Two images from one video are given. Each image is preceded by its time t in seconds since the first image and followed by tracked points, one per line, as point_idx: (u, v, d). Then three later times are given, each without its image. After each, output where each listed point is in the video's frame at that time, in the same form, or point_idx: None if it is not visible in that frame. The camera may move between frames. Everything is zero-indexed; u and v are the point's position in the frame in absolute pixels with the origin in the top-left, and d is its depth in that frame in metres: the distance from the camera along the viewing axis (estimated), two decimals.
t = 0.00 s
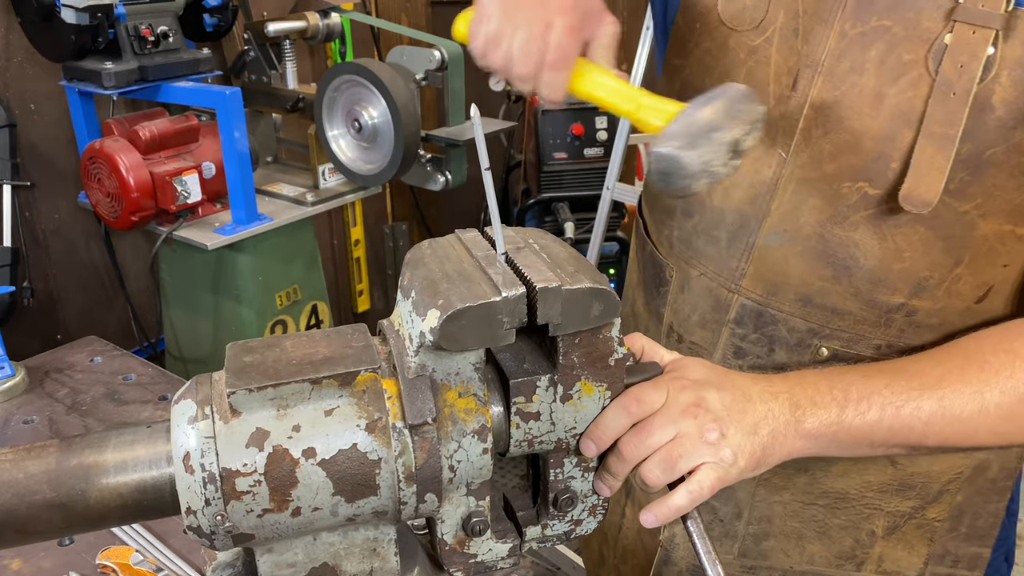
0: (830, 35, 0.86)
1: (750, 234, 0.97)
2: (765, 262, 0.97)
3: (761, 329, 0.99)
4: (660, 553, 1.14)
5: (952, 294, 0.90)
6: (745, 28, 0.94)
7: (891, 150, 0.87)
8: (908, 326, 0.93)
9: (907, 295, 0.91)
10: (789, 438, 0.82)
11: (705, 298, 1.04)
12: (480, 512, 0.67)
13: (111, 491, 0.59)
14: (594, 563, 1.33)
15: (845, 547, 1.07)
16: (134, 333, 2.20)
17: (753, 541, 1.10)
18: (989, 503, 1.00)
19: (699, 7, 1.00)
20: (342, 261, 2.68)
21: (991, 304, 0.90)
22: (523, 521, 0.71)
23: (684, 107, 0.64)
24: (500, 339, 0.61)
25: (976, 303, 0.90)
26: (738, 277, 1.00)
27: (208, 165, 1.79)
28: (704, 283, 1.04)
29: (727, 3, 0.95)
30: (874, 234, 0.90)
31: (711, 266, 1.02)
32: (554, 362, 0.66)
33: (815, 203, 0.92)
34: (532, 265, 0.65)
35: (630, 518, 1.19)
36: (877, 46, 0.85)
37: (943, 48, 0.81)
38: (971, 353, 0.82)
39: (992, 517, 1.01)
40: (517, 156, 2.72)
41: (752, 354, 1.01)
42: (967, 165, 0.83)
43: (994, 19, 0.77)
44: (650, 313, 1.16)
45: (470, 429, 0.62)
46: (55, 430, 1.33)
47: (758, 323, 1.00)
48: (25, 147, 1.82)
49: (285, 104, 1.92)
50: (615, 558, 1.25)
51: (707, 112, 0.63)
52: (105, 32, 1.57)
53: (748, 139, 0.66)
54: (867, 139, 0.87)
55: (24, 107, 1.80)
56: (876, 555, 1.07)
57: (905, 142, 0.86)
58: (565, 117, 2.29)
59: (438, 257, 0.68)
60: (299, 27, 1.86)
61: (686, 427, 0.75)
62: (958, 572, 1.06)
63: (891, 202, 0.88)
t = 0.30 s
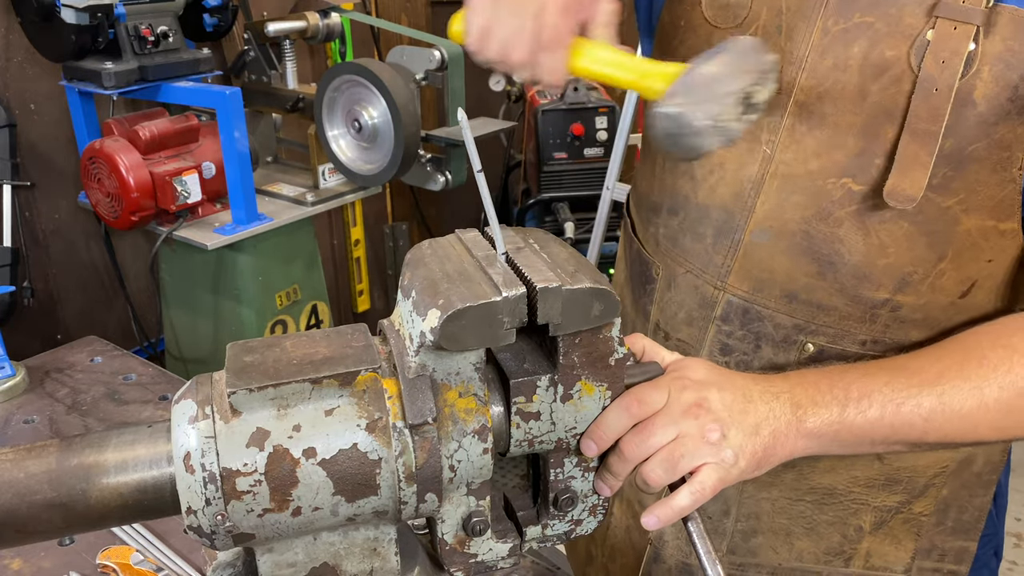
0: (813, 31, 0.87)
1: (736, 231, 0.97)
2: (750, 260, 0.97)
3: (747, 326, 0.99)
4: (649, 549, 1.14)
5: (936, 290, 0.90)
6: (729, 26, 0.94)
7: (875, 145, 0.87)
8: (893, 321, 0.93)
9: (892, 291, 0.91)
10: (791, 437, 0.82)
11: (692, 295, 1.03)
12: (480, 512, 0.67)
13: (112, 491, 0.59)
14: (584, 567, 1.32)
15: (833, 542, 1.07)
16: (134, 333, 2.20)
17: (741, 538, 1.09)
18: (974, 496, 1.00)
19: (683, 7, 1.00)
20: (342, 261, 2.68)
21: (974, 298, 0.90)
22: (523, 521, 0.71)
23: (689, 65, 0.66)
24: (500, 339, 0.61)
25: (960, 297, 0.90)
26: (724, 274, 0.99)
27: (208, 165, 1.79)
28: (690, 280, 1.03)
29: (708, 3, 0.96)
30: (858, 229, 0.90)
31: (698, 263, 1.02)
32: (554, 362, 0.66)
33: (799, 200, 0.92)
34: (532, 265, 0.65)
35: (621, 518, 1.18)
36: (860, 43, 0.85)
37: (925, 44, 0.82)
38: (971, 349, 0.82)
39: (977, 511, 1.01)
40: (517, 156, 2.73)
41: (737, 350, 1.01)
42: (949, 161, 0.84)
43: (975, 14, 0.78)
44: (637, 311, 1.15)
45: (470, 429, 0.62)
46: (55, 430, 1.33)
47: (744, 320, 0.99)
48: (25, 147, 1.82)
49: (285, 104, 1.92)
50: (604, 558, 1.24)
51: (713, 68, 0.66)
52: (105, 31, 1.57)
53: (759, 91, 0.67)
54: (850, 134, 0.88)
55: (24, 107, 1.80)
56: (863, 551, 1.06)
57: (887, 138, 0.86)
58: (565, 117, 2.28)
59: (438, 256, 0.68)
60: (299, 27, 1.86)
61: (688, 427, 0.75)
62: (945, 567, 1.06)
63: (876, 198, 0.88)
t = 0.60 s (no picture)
0: (814, 30, 0.87)
1: (737, 231, 0.97)
2: (754, 260, 0.97)
3: (751, 327, 0.99)
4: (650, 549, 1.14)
5: (940, 288, 0.90)
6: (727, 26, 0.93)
7: (877, 143, 0.87)
8: (897, 320, 0.93)
9: (896, 290, 0.91)
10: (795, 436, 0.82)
11: (694, 297, 1.04)
12: (480, 512, 0.67)
13: (112, 491, 0.59)
14: (586, 571, 1.31)
15: (838, 545, 1.07)
16: (134, 333, 2.20)
17: (746, 542, 1.09)
18: (976, 496, 1.00)
19: (682, 6, 1.00)
20: (343, 262, 2.68)
21: (978, 296, 0.90)
22: (523, 521, 0.71)
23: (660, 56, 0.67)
24: (500, 340, 0.61)
25: (964, 295, 0.90)
26: (726, 275, 0.99)
27: (208, 165, 1.79)
28: (693, 281, 1.03)
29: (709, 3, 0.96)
30: (862, 226, 0.90)
31: (701, 263, 1.02)
32: (554, 362, 0.66)
33: (801, 198, 0.92)
34: (532, 265, 0.65)
35: (622, 520, 1.18)
36: (861, 41, 0.85)
37: (926, 41, 0.81)
38: (972, 345, 0.82)
39: (980, 510, 1.01)
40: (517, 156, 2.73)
41: (742, 351, 1.01)
42: (953, 157, 0.84)
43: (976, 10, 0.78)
44: (638, 314, 1.15)
45: (470, 429, 0.62)
46: (56, 430, 1.33)
47: (748, 321, 1.00)
48: (25, 147, 1.82)
49: (285, 103, 1.92)
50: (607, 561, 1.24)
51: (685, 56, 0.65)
52: (105, 32, 1.57)
53: (736, 77, 0.68)
54: (852, 133, 0.88)
55: (23, 107, 1.80)
56: (868, 552, 1.07)
57: (891, 134, 0.86)
58: (565, 117, 2.28)
59: (438, 256, 0.68)
60: (299, 27, 1.86)
61: (688, 427, 0.75)
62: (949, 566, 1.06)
63: (881, 195, 0.88)
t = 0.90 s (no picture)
0: (814, 32, 0.86)
1: (738, 232, 0.97)
2: (754, 260, 0.96)
3: (752, 328, 0.99)
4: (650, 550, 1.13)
5: (942, 289, 0.90)
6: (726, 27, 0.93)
7: (880, 144, 0.87)
8: (898, 321, 0.93)
9: (897, 291, 0.91)
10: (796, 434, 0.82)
11: (696, 298, 1.03)
12: (480, 512, 0.67)
13: (111, 491, 0.59)
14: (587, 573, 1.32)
15: (840, 547, 1.07)
16: (134, 333, 2.20)
17: (748, 543, 1.09)
18: (980, 498, 1.00)
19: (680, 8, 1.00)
20: (343, 261, 2.67)
21: (979, 297, 0.91)
22: (523, 522, 0.71)
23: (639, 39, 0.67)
24: (500, 340, 0.61)
25: (966, 297, 0.91)
26: (728, 276, 0.99)
27: (208, 165, 1.78)
28: (694, 283, 1.03)
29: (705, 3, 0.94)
30: (863, 228, 0.90)
31: (702, 266, 1.02)
32: (554, 362, 0.66)
33: (803, 201, 0.91)
34: (532, 265, 0.65)
35: (623, 521, 1.18)
36: (860, 43, 0.84)
37: (927, 42, 0.81)
38: (973, 343, 0.82)
39: (982, 512, 1.01)
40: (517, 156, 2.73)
41: (742, 353, 1.00)
42: (954, 158, 0.84)
43: (976, 11, 0.78)
44: (639, 316, 1.15)
45: (470, 429, 0.62)
46: (56, 430, 1.33)
47: (749, 322, 0.99)
48: (25, 147, 1.82)
49: (284, 104, 1.92)
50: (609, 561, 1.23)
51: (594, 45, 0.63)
52: (105, 32, 1.57)
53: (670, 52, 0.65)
54: (852, 134, 0.88)
55: (24, 106, 1.80)
56: (870, 555, 1.06)
57: (892, 137, 0.86)
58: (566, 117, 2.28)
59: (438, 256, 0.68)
60: (299, 27, 1.86)
61: (689, 426, 0.75)
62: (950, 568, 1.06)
63: (882, 196, 0.88)
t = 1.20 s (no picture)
0: (800, 33, 0.87)
1: (727, 236, 0.97)
2: (744, 266, 0.97)
3: (743, 331, 0.99)
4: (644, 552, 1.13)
5: (933, 290, 0.90)
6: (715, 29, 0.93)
7: (867, 144, 0.87)
8: (890, 322, 0.93)
9: (888, 291, 0.91)
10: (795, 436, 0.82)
11: (686, 301, 1.03)
12: (480, 512, 0.67)
13: (111, 491, 0.59)
14: None
15: (835, 550, 1.06)
16: (134, 333, 2.19)
17: (743, 550, 1.09)
18: (974, 499, 1.00)
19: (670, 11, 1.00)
20: (342, 261, 2.67)
21: (971, 297, 0.90)
22: (523, 521, 0.71)
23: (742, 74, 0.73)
24: (500, 340, 0.61)
25: (957, 297, 0.91)
26: (718, 279, 0.99)
27: (208, 165, 1.79)
28: (684, 286, 1.03)
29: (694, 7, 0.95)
30: (852, 229, 0.90)
31: (692, 269, 1.01)
32: (554, 362, 0.66)
33: (792, 203, 0.91)
34: (532, 265, 0.65)
35: (618, 524, 1.18)
36: (846, 43, 0.85)
37: (912, 41, 0.82)
38: (971, 344, 0.82)
39: (977, 512, 1.01)
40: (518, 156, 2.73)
41: (734, 357, 1.00)
42: (942, 157, 0.84)
43: (961, 9, 0.79)
44: (631, 320, 1.14)
45: (470, 429, 0.62)
46: (56, 430, 1.33)
47: (740, 326, 0.99)
48: (25, 147, 1.82)
49: (285, 104, 1.92)
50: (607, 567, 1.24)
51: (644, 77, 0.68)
52: (105, 32, 1.57)
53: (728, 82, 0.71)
54: (839, 135, 0.88)
55: (24, 107, 1.80)
56: (866, 557, 1.06)
57: (879, 137, 0.86)
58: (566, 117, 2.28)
59: (438, 256, 0.68)
60: (298, 27, 1.86)
61: (688, 428, 0.75)
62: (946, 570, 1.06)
63: (870, 197, 0.88)
